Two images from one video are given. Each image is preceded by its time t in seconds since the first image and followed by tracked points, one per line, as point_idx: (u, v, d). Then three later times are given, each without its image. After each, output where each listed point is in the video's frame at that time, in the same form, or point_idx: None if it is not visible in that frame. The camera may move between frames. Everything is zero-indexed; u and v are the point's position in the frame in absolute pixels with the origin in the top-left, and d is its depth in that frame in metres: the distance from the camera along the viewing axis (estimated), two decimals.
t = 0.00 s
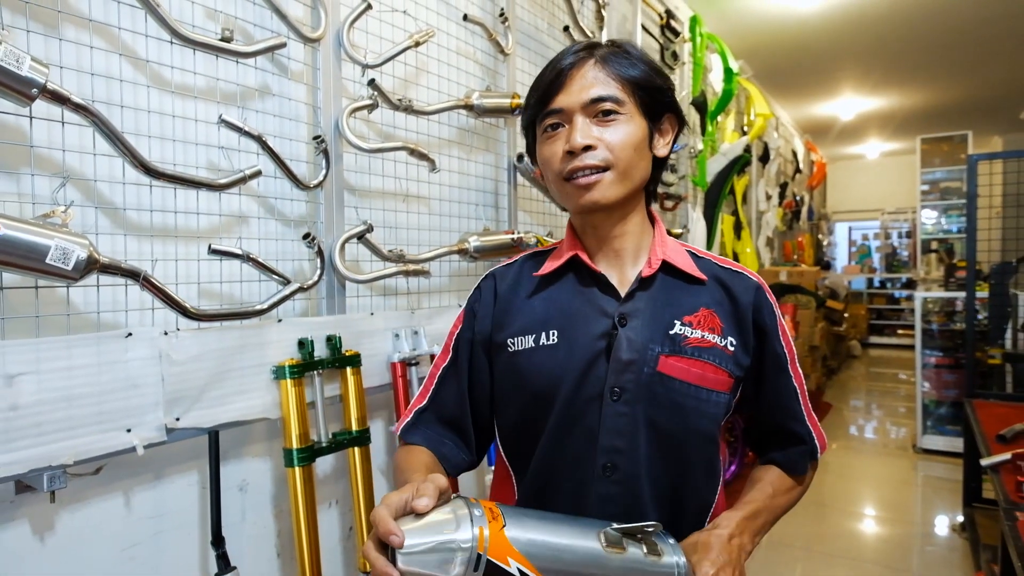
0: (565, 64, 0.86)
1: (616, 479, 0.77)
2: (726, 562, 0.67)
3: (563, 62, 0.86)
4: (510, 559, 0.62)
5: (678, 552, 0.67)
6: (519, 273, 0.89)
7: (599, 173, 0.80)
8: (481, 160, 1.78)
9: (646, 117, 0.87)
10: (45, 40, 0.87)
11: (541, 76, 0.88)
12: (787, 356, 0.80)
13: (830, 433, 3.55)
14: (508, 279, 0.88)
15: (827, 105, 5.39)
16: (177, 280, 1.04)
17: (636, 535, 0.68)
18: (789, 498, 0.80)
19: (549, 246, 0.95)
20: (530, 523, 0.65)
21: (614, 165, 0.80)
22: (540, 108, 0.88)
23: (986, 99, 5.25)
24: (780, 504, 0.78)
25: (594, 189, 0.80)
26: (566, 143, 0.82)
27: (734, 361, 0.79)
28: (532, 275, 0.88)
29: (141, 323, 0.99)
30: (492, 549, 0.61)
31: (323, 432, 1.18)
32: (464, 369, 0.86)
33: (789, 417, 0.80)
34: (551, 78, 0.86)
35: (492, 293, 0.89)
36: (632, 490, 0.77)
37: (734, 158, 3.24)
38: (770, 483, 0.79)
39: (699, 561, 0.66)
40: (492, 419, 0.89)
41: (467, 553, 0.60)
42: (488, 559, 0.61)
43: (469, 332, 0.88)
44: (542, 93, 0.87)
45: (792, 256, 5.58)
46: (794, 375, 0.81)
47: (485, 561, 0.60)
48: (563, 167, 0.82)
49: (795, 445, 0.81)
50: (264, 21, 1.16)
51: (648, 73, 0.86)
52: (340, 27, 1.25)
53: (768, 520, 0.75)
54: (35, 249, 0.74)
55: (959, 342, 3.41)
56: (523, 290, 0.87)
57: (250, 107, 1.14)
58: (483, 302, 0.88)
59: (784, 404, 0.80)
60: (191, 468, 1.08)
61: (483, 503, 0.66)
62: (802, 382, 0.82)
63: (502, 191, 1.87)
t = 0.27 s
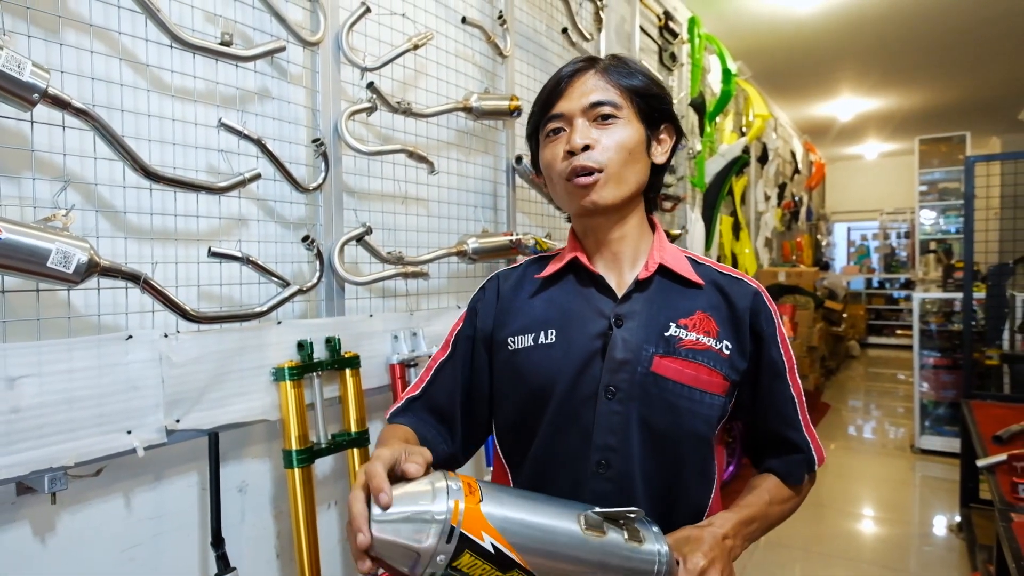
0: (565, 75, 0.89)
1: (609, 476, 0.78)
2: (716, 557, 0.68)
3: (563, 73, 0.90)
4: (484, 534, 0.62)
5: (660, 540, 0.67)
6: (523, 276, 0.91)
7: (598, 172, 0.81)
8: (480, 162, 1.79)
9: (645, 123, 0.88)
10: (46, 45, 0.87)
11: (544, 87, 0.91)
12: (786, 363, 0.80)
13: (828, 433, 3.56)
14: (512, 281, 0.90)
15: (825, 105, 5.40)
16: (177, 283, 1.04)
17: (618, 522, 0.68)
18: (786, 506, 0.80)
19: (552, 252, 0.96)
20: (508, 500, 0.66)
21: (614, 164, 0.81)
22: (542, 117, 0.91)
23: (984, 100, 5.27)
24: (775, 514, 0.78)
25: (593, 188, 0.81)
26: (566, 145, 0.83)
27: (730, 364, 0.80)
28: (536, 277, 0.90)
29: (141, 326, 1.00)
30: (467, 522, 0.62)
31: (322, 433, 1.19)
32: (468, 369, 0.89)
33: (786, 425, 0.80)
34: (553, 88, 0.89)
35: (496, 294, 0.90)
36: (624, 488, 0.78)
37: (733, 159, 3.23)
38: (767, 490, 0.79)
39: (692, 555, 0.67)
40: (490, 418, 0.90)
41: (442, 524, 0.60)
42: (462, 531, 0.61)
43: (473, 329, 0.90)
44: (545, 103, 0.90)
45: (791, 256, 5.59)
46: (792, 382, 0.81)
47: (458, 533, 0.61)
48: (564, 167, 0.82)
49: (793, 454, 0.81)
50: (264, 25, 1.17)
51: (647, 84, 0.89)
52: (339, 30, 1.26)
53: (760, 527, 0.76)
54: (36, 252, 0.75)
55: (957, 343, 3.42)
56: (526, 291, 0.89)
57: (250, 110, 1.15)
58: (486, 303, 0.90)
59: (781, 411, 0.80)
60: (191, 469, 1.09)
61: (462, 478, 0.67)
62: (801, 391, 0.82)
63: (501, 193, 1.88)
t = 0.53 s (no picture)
0: (569, 83, 0.91)
1: (601, 477, 0.77)
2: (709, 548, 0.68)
3: (567, 82, 0.91)
4: (471, 510, 0.60)
5: (650, 530, 0.67)
6: (523, 279, 0.92)
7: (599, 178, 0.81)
8: (479, 164, 1.79)
9: (646, 132, 0.89)
10: (45, 47, 0.88)
11: (548, 96, 0.92)
12: (783, 372, 0.81)
13: (827, 435, 3.57)
14: (513, 281, 0.92)
15: (825, 107, 5.41)
16: (175, 285, 1.04)
17: (607, 506, 0.68)
18: (784, 514, 0.80)
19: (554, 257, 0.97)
20: (498, 480, 0.64)
21: (614, 170, 0.82)
22: (546, 124, 0.92)
23: (982, 102, 5.27)
24: (771, 518, 0.78)
25: (593, 193, 0.81)
26: (568, 151, 0.84)
27: (725, 370, 0.80)
28: (537, 279, 0.90)
29: (140, 328, 1.00)
30: (454, 496, 0.60)
31: (319, 435, 1.19)
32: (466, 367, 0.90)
33: (782, 432, 0.80)
34: (557, 97, 0.91)
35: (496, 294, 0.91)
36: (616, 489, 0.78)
37: (732, 161, 3.24)
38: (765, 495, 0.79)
39: (684, 544, 0.68)
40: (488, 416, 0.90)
41: (428, 500, 0.58)
42: (449, 507, 0.59)
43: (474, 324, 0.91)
44: (549, 111, 0.91)
45: (790, 258, 5.60)
46: (789, 391, 0.81)
47: (445, 507, 0.59)
48: (564, 173, 0.83)
49: (789, 462, 0.81)
50: (262, 27, 1.17)
51: (650, 94, 0.90)
52: (338, 32, 1.26)
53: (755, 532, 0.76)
54: (34, 254, 0.75)
55: (955, 345, 3.43)
56: (527, 291, 0.89)
57: (248, 112, 1.15)
58: (486, 302, 0.91)
59: (777, 418, 0.80)
60: (189, 471, 1.09)
61: (448, 456, 0.65)
62: (797, 401, 0.82)
63: (500, 195, 1.88)
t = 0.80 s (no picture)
0: (576, 90, 0.90)
1: (598, 488, 0.77)
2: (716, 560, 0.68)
3: (575, 89, 0.90)
4: (481, 535, 0.60)
5: (661, 545, 0.66)
6: (523, 284, 0.91)
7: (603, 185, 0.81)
8: (478, 167, 1.78)
9: (651, 142, 0.89)
10: (42, 53, 0.87)
11: (555, 101, 0.92)
12: (780, 387, 0.81)
13: (827, 436, 3.56)
14: (511, 286, 0.91)
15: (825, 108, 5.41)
16: (172, 291, 1.04)
17: (615, 522, 0.68)
18: (781, 526, 0.80)
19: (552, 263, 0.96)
20: (504, 502, 0.64)
21: (620, 179, 0.81)
22: (552, 129, 0.91)
23: (983, 103, 5.27)
24: (770, 529, 0.78)
25: (597, 200, 0.81)
26: (573, 157, 0.83)
27: (723, 383, 0.80)
28: (536, 286, 0.90)
29: (137, 334, 1.00)
30: (463, 523, 0.59)
31: (317, 440, 1.19)
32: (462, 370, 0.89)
33: (778, 445, 0.81)
34: (564, 104, 0.90)
35: (495, 297, 0.90)
36: (614, 498, 0.78)
37: (732, 162, 3.23)
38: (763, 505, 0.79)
39: (695, 556, 0.67)
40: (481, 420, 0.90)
41: (436, 529, 0.58)
42: (458, 534, 0.58)
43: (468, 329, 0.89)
44: (556, 117, 0.91)
45: (790, 258, 5.59)
46: (786, 405, 0.81)
47: (455, 535, 0.58)
48: (569, 179, 0.82)
49: (784, 476, 0.81)
50: (260, 32, 1.17)
51: (656, 104, 0.90)
52: (335, 36, 1.26)
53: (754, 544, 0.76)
54: (31, 262, 0.74)
55: (956, 347, 3.42)
56: (527, 297, 0.89)
57: (246, 117, 1.15)
58: (484, 307, 0.90)
59: (774, 432, 0.81)
60: (187, 477, 1.09)
61: (455, 480, 0.64)
62: (794, 415, 0.83)
63: (499, 198, 1.88)
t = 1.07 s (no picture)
0: (574, 91, 0.90)
1: (597, 494, 0.77)
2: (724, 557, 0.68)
3: (572, 90, 0.90)
4: (487, 532, 0.60)
5: (669, 543, 0.66)
6: (516, 288, 0.91)
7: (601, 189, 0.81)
8: (477, 168, 1.78)
9: (648, 146, 0.89)
10: (38, 55, 0.87)
11: (551, 101, 0.91)
12: (777, 386, 0.81)
13: (828, 435, 3.56)
14: (504, 291, 0.90)
15: (825, 107, 5.40)
16: (170, 293, 1.04)
17: (621, 518, 0.68)
18: (783, 522, 0.81)
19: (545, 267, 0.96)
20: (509, 500, 0.64)
21: (617, 182, 0.81)
22: (547, 131, 0.91)
23: (983, 102, 5.26)
24: (772, 526, 0.78)
25: (595, 204, 0.80)
26: (571, 159, 0.83)
27: (721, 385, 0.79)
28: (530, 289, 0.89)
29: (134, 336, 1.00)
30: (468, 520, 0.60)
31: (316, 443, 1.19)
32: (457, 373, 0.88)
33: (777, 445, 0.81)
34: (561, 105, 0.90)
35: (488, 302, 0.90)
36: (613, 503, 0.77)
37: (732, 162, 3.23)
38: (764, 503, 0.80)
39: (703, 553, 0.67)
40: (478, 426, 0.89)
41: (441, 525, 0.58)
42: (464, 529, 0.59)
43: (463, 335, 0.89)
44: (552, 116, 0.90)
45: (790, 258, 5.59)
46: (784, 405, 0.81)
47: (460, 532, 0.59)
48: (566, 181, 0.82)
49: (784, 474, 0.82)
50: (258, 33, 1.17)
51: (653, 108, 0.90)
52: (333, 37, 1.26)
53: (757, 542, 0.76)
54: (27, 265, 0.74)
55: (956, 346, 3.42)
56: (521, 301, 0.88)
57: (243, 118, 1.15)
58: (476, 312, 0.90)
59: (774, 433, 0.80)
60: (185, 479, 1.09)
61: (460, 480, 0.65)
62: (791, 414, 0.83)
63: (498, 199, 1.88)
